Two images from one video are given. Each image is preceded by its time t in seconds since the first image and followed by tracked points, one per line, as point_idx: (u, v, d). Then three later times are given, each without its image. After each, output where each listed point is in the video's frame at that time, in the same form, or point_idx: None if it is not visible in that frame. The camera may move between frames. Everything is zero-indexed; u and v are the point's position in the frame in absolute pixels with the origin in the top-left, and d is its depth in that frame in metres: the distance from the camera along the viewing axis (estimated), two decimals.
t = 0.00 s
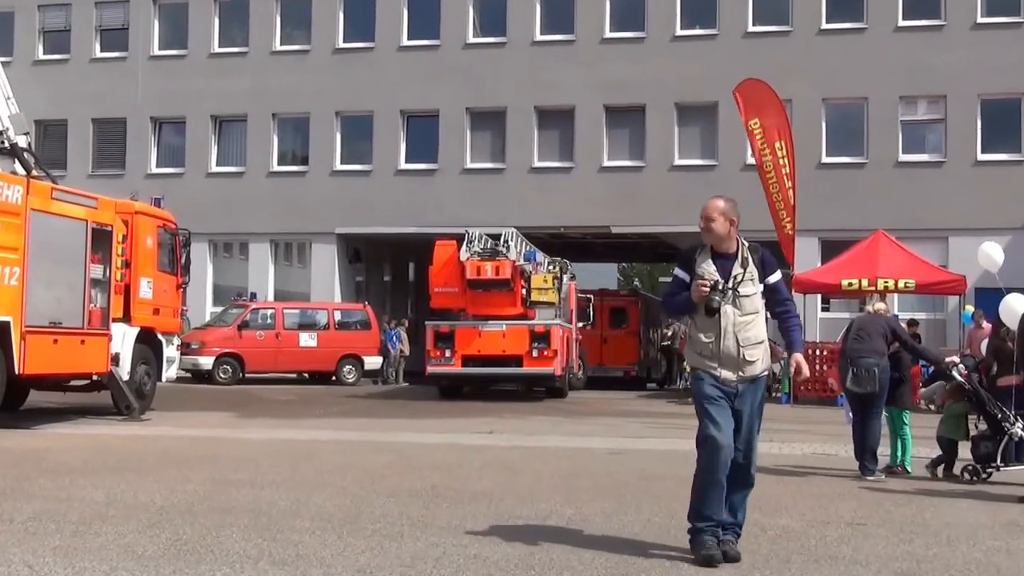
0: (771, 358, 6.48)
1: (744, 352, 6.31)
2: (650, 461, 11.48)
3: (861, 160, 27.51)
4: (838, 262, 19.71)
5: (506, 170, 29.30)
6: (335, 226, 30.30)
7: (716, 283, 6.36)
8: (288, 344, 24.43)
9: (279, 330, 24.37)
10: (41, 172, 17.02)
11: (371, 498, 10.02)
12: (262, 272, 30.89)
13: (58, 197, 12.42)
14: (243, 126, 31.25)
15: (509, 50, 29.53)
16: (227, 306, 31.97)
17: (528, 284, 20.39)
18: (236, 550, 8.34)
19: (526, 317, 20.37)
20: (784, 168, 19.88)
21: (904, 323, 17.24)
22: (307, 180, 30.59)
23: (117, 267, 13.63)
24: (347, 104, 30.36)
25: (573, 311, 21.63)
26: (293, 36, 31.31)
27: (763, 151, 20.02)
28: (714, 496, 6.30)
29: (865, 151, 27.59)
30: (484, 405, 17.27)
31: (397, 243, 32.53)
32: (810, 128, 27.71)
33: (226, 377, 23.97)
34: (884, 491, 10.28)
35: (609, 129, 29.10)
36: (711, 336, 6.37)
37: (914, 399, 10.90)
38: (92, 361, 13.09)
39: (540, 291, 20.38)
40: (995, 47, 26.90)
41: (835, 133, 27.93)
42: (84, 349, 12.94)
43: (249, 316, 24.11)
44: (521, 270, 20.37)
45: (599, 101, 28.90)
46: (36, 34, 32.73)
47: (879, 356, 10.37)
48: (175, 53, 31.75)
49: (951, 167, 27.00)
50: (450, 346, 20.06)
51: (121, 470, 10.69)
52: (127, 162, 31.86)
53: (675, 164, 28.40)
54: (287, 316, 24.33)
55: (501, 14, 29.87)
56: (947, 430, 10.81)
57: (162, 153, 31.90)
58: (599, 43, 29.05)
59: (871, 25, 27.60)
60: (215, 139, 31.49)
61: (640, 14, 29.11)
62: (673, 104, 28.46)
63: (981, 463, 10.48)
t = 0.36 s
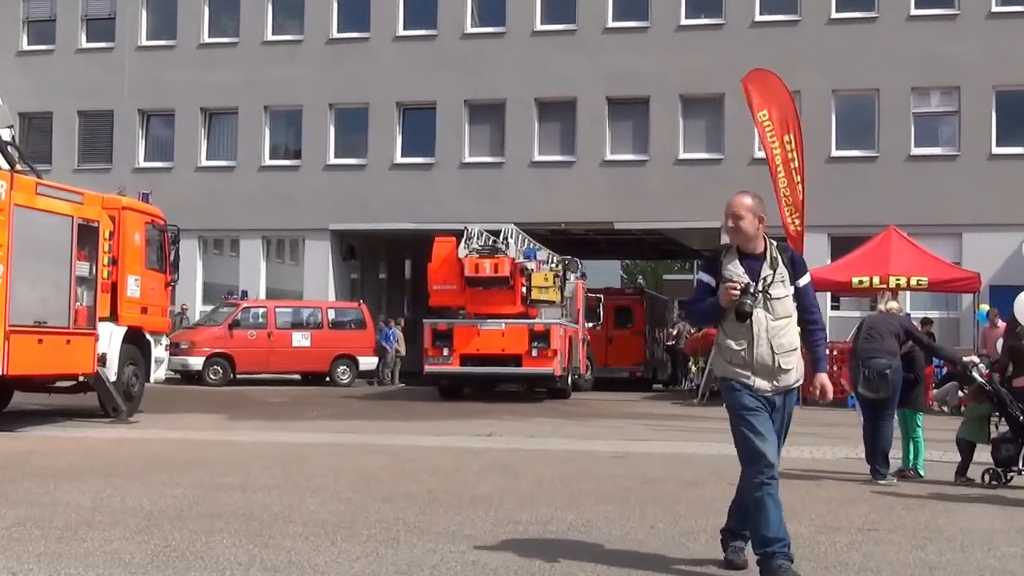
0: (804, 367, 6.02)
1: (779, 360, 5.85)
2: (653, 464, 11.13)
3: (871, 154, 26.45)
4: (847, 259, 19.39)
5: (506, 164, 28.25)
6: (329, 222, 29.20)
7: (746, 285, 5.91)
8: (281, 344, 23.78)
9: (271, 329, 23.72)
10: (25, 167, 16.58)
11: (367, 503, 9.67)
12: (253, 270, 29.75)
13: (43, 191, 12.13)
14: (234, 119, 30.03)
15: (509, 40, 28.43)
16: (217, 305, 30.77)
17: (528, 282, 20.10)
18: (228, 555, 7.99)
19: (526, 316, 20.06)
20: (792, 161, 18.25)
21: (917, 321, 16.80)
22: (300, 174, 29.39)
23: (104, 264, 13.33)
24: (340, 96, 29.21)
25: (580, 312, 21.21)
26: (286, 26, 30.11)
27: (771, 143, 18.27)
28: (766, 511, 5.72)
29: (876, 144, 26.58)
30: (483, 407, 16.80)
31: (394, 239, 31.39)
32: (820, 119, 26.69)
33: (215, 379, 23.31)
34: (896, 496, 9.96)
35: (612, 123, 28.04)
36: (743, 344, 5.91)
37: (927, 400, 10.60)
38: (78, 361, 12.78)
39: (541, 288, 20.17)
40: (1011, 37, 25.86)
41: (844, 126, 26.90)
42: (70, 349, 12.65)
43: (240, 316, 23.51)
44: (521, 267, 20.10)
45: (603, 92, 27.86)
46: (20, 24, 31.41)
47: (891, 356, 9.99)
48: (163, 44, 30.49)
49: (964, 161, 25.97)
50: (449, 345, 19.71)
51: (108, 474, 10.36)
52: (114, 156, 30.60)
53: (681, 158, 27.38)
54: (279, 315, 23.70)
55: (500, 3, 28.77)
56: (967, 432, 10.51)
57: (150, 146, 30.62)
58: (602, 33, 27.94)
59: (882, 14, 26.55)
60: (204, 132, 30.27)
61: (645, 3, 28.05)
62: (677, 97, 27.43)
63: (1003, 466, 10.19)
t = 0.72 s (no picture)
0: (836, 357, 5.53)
1: (817, 350, 5.33)
2: (655, 468, 10.82)
3: (883, 147, 25.72)
4: (860, 256, 19.03)
5: (505, 159, 27.30)
6: (322, 219, 28.22)
7: (783, 269, 5.31)
8: (273, 346, 22.90)
9: (263, 330, 22.85)
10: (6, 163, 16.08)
11: (362, 509, 9.33)
12: (245, 269, 28.75)
13: (26, 188, 11.82)
14: (225, 113, 29.09)
15: (508, 30, 27.60)
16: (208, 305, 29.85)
17: (529, 281, 19.78)
18: (218, 564, 7.63)
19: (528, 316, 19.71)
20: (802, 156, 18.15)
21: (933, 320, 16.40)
22: (293, 169, 28.45)
23: (88, 263, 13.02)
24: (334, 89, 28.33)
25: (586, 311, 21.58)
26: (277, 17, 29.20)
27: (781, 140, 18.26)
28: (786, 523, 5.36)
29: (889, 138, 25.78)
30: (484, 410, 16.39)
31: (391, 237, 30.57)
32: (830, 111, 25.91)
33: (205, 381, 22.49)
34: (908, 500, 9.61)
35: (615, 117, 27.20)
36: (779, 336, 5.36)
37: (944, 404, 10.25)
38: (63, 364, 12.48)
39: (541, 289, 19.89)
40: None
41: (854, 118, 26.14)
42: (54, 351, 12.34)
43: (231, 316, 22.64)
44: (522, 267, 19.70)
45: (605, 85, 27.02)
46: (2, 15, 30.48)
47: (903, 357, 9.63)
48: (150, 35, 29.53)
49: (980, 153, 25.19)
50: (448, 346, 19.39)
51: (94, 480, 10.02)
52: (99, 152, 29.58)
53: (686, 152, 26.54)
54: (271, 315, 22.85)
55: None
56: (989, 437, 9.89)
57: (137, 141, 29.63)
58: (604, 22, 27.13)
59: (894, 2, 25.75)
60: (193, 125, 29.30)
61: None
62: (682, 88, 26.60)
63: None
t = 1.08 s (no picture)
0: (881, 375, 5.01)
1: (854, 365, 4.83)
2: (662, 475, 10.50)
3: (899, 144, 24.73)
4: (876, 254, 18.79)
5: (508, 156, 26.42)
6: (318, 218, 27.40)
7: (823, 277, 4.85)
8: (265, 349, 22.52)
9: (256, 334, 22.50)
10: None
11: (359, 518, 8.98)
12: (238, 270, 27.94)
13: (11, 185, 11.59)
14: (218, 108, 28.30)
15: (510, 23, 26.75)
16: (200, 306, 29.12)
17: (532, 282, 19.57)
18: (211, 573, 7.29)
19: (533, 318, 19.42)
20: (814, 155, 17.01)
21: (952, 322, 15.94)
22: (287, 166, 27.64)
23: (77, 263, 12.78)
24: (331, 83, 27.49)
25: (596, 316, 21.55)
26: (272, 10, 28.36)
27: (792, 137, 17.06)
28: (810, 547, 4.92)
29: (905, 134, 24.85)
30: (486, 415, 16.00)
31: (390, 237, 29.82)
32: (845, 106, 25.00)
33: (197, 387, 22.17)
34: (926, 510, 9.27)
35: (621, 113, 26.25)
36: (813, 348, 4.90)
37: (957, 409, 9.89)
38: (51, 367, 12.23)
39: (545, 291, 19.75)
40: None
41: (868, 114, 25.18)
42: (42, 354, 12.11)
43: (223, 318, 22.31)
44: (523, 268, 19.45)
45: (610, 80, 26.12)
46: None
47: (920, 362, 9.28)
48: (141, 28, 28.76)
49: (999, 150, 24.26)
50: (450, 348, 19.06)
51: (84, 488, 9.71)
52: (88, 148, 28.84)
53: (694, 149, 25.61)
54: (266, 318, 22.48)
55: None
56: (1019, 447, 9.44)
57: (127, 138, 28.90)
58: (609, 14, 26.29)
59: None
60: (185, 121, 28.58)
61: None
62: (690, 83, 25.69)
63: None
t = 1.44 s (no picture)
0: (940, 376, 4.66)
1: (912, 366, 4.49)
2: (672, 486, 10.17)
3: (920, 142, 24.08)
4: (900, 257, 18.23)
5: (513, 154, 25.82)
6: (318, 218, 26.74)
7: (879, 271, 4.47)
8: (263, 353, 22.21)
9: (254, 338, 22.19)
10: None
11: (359, 530, 8.63)
12: (234, 272, 27.22)
13: None
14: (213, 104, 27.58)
15: (516, 16, 26.06)
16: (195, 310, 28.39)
17: (541, 285, 19.34)
18: None
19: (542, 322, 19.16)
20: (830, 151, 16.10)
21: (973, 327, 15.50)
22: (285, 165, 26.94)
23: (67, 264, 12.54)
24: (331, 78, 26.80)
25: (609, 320, 21.28)
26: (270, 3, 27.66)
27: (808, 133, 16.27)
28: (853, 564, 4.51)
29: (925, 131, 24.19)
30: (491, 423, 15.61)
31: (392, 238, 29.19)
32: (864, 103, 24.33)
33: (192, 393, 21.75)
34: (947, 522, 8.93)
35: (631, 109, 25.59)
36: (868, 347, 4.53)
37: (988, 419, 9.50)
38: (40, 372, 11.99)
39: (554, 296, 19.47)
40: None
41: (889, 109, 24.52)
42: (31, 359, 11.86)
43: (220, 322, 22.04)
44: (532, 271, 19.12)
45: (619, 74, 25.43)
46: None
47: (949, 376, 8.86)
48: (135, 20, 28.01)
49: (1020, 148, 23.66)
50: (456, 353, 18.72)
51: (75, 498, 9.38)
52: (80, 146, 28.08)
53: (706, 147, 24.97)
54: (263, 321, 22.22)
55: None
56: None
57: (120, 134, 28.14)
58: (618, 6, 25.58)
59: None
60: (181, 117, 27.80)
61: None
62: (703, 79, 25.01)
63: None
